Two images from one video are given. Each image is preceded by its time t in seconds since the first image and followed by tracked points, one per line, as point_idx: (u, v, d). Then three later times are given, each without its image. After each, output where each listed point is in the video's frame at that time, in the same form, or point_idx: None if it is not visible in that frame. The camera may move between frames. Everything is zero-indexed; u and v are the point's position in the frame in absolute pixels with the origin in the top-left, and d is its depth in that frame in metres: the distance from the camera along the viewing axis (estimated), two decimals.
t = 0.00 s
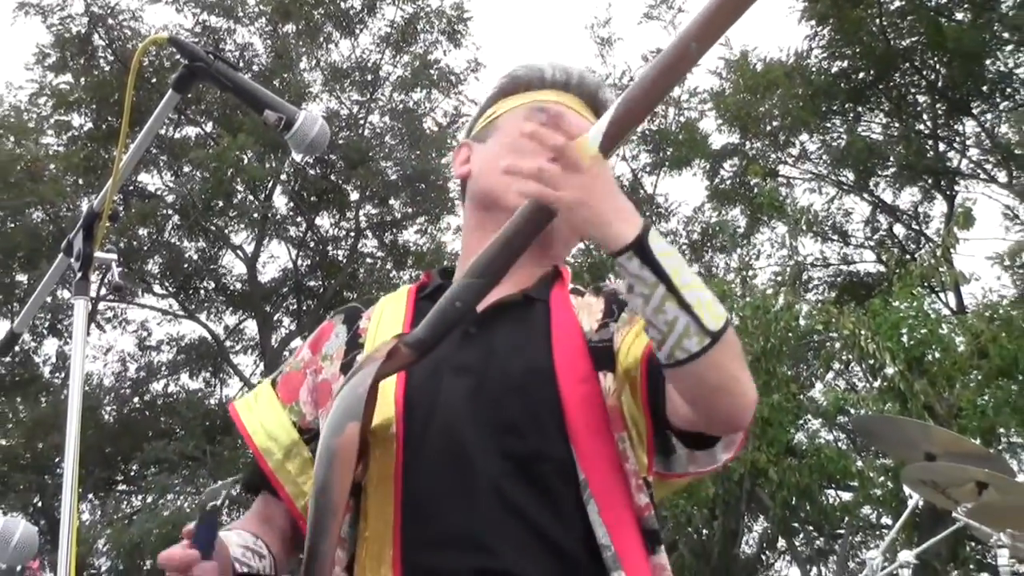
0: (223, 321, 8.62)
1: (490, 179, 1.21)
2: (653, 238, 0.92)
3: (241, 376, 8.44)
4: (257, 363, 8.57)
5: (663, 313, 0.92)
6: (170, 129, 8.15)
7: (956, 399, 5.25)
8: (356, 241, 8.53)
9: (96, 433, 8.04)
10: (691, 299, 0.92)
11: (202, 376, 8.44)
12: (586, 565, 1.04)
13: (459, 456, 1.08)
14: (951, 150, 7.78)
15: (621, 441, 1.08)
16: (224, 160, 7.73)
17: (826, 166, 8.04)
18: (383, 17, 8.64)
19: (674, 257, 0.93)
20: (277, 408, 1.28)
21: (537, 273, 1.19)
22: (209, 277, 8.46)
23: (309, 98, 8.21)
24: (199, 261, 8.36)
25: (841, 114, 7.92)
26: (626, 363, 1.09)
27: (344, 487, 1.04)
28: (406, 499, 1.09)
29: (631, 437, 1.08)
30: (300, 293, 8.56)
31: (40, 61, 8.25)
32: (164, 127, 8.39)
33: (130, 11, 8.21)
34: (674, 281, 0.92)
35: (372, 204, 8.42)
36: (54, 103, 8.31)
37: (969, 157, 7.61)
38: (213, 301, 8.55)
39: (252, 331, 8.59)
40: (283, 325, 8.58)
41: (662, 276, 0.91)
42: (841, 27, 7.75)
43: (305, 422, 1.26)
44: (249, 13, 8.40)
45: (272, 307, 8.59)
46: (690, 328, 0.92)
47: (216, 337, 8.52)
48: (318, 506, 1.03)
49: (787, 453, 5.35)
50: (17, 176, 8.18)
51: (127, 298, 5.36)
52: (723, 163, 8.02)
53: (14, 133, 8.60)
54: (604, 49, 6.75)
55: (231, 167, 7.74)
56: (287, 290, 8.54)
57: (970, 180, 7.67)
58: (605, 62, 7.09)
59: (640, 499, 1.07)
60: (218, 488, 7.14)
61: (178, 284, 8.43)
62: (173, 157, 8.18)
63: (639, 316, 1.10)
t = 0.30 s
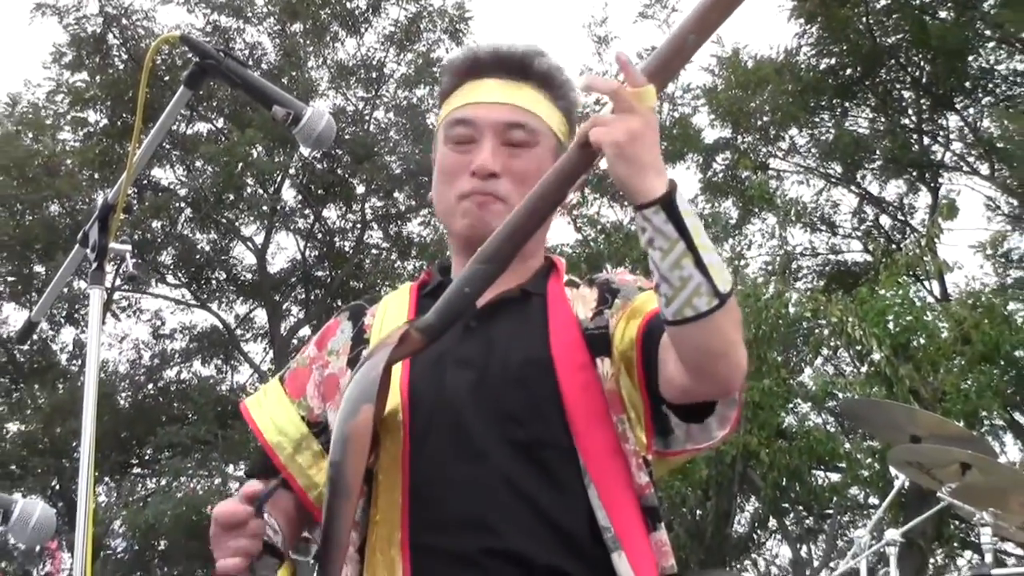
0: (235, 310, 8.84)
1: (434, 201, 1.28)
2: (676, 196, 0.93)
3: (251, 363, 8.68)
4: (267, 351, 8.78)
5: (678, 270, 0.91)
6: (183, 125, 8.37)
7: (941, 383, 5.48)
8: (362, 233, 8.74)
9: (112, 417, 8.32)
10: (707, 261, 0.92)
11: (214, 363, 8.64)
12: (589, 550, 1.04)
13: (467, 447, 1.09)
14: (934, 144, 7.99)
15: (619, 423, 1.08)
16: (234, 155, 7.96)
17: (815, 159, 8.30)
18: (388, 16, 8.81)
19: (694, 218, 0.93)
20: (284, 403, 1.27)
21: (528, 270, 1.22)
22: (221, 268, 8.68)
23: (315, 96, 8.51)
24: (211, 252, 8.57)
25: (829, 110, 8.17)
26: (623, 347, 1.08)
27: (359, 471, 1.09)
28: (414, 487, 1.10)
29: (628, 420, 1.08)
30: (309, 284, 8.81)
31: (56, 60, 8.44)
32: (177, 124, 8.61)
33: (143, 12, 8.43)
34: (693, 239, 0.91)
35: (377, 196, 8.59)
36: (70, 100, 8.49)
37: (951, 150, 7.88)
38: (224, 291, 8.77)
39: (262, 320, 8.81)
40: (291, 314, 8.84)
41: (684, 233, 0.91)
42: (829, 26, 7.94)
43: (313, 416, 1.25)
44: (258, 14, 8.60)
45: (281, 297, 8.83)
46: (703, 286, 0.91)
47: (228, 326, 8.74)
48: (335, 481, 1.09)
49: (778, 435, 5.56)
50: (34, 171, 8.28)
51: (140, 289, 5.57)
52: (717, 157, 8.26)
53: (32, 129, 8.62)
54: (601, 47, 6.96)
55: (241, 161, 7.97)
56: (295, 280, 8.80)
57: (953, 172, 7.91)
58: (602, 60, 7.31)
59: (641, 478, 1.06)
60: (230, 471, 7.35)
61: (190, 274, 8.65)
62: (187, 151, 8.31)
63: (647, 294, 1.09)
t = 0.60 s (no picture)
0: (244, 298, 9.02)
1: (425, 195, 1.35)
2: (636, 212, 1.01)
3: (261, 350, 8.90)
4: (276, 338, 8.98)
5: (646, 284, 1.00)
6: (192, 120, 8.55)
7: (925, 365, 5.62)
8: (367, 223, 8.89)
9: (126, 403, 8.34)
10: (672, 271, 1.00)
11: (225, 349, 8.85)
12: (582, 523, 1.11)
13: (468, 430, 1.16)
14: (920, 134, 8.27)
15: (610, 408, 1.14)
16: (243, 150, 8.18)
17: (804, 149, 8.42)
18: (391, 12, 9.01)
19: (657, 232, 1.01)
20: (295, 393, 1.34)
21: (521, 259, 1.27)
22: (231, 257, 8.83)
23: (323, 91, 8.64)
24: (222, 242, 8.72)
25: (817, 102, 8.33)
26: (611, 334, 1.14)
27: (354, 447, 1.20)
28: (418, 465, 1.17)
29: (618, 404, 1.15)
30: (316, 272, 8.95)
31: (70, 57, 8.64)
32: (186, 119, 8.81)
33: (154, 9, 8.61)
34: (657, 252, 1.00)
35: (381, 186, 8.74)
36: (84, 96, 8.69)
37: (937, 140, 8.12)
38: (234, 279, 8.92)
39: (272, 308, 9.00)
40: (300, 302, 8.99)
41: (647, 249, 0.99)
42: (818, 21, 8.13)
43: (322, 403, 1.32)
44: (265, 11, 8.79)
45: (289, 285, 8.97)
46: (671, 294, 0.99)
47: (238, 313, 8.93)
48: (336, 470, 1.20)
49: (769, 416, 5.76)
50: (50, 165, 8.35)
51: (154, 277, 5.78)
52: (708, 148, 8.36)
53: (47, 125, 8.71)
54: (597, 42, 7.15)
55: (249, 155, 8.18)
56: (303, 269, 8.94)
57: (938, 161, 8.16)
58: (597, 54, 7.49)
59: (630, 461, 1.13)
60: (239, 452, 7.54)
61: (202, 264, 8.78)
62: (197, 144, 8.54)
63: (621, 289, 1.14)
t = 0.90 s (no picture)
0: (254, 287, 9.23)
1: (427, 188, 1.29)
2: (574, 256, 0.92)
3: (270, 337, 9.13)
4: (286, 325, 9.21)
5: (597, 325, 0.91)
6: (204, 115, 8.76)
7: (911, 348, 5.78)
8: (373, 213, 9.04)
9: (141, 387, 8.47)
10: (620, 306, 0.92)
11: (237, 336, 9.12)
12: (581, 508, 1.01)
13: (469, 419, 1.06)
14: (905, 127, 8.42)
15: (605, 400, 1.05)
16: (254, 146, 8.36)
17: (794, 141, 8.66)
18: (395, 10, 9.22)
19: (597, 270, 0.93)
20: (310, 381, 1.25)
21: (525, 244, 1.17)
22: (241, 247, 9.01)
23: (329, 86, 8.92)
24: (233, 233, 8.91)
25: (808, 96, 8.58)
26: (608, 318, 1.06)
27: (352, 435, 1.09)
28: (421, 451, 1.07)
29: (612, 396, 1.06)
30: (324, 261, 9.14)
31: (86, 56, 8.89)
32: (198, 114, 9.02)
33: (166, 10, 8.87)
34: (602, 291, 0.92)
35: (386, 178, 8.93)
36: (99, 93, 8.91)
37: (921, 131, 8.31)
38: (244, 269, 9.11)
39: (281, 296, 9.24)
40: (308, 291, 9.19)
41: (588, 288, 0.92)
42: (806, 18, 8.37)
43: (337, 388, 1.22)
44: (273, 10, 9.01)
45: (298, 274, 9.15)
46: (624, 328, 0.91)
47: (248, 302, 9.14)
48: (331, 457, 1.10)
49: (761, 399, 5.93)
50: (67, 160, 8.49)
51: (167, 267, 6.00)
52: (701, 140, 8.42)
53: (64, 121, 8.87)
54: (592, 38, 7.37)
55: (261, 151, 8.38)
56: (311, 259, 9.15)
57: (923, 152, 8.32)
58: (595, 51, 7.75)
59: (623, 450, 1.04)
60: (249, 435, 7.78)
61: (213, 255, 8.96)
62: (208, 138, 8.71)
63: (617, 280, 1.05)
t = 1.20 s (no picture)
0: (266, 278, 9.51)
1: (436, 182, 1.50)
2: (557, 282, 1.13)
3: (282, 326, 9.43)
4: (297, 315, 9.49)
5: (580, 343, 1.13)
6: (218, 114, 9.03)
7: (896, 337, 6.08)
8: (379, 209, 9.32)
9: (157, 375, 8.66)
10: (600, 326, 1.13)
11: (249, 326, 9.36)
12: (581, 492, 1.24)
13: (478, 407, 1.30)
14: (889, 124, 8.73)
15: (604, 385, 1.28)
16: (267, 143, 8.63)
17: (782, 139, 8.86)
18: (401, 14, 9.50)
19: (580, 293, 1.14)
20: (324, 369, 1.52)
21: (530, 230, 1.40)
22: (254, 241, 9.28)
23: (337, 86, 9.16)
24: (246, 227, 9.17)
25: (795, 95, 8.83)
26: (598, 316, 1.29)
27: (357, 425, 1.34)
28: (426, 435, 1.32)
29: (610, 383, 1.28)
30: (332, 254, 9.40)
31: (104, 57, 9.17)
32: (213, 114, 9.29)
33: (181, 13, 9.20)
34: (583, 313, 1.12)
35: (392, 175, 9.20)
36: (117, 93, 9.18)
37: (905, 130, 8.61)
38: (257, 262, 9.39)
39: (292, 288, 9.53)
40: (318, 283, 9.46)
41: (571, 313, 1.12)
42: (794, 20, 8.68)
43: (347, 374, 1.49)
44: (284, 13, 9.29)
45: (308, 266, 9.42)
46: (604, 347, 1.12)
47: (260, 293, 9.42)
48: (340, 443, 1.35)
49: (753, 384, 6.21)
50: (87, 156, 8.73)
51: (183, 259, 6.26)
52: (694, 138, 8.69)
53: (84, 119, 9.12)
54: (590, 40, 7.64)
55: (273, 148, 8.64)
56: (321, 253, 9.40)
57: (906, 149, 8.63)
58: (593, 52, 8.02)
59: (620, 437, 1.27)
60: (262, 421, 8.03)
61: (227, 248, 9.24)
62: (222, 137, 8.98)
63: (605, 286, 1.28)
